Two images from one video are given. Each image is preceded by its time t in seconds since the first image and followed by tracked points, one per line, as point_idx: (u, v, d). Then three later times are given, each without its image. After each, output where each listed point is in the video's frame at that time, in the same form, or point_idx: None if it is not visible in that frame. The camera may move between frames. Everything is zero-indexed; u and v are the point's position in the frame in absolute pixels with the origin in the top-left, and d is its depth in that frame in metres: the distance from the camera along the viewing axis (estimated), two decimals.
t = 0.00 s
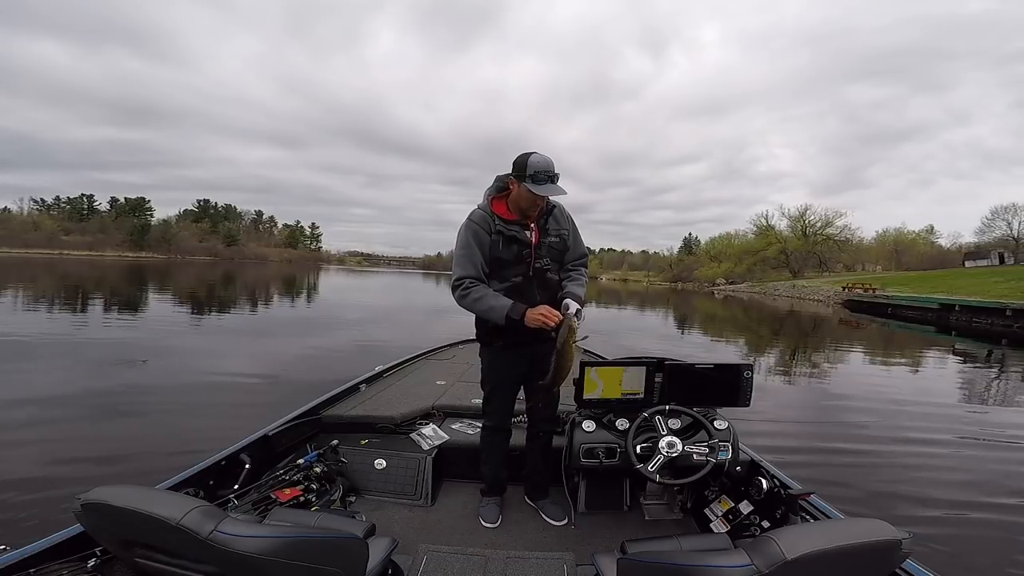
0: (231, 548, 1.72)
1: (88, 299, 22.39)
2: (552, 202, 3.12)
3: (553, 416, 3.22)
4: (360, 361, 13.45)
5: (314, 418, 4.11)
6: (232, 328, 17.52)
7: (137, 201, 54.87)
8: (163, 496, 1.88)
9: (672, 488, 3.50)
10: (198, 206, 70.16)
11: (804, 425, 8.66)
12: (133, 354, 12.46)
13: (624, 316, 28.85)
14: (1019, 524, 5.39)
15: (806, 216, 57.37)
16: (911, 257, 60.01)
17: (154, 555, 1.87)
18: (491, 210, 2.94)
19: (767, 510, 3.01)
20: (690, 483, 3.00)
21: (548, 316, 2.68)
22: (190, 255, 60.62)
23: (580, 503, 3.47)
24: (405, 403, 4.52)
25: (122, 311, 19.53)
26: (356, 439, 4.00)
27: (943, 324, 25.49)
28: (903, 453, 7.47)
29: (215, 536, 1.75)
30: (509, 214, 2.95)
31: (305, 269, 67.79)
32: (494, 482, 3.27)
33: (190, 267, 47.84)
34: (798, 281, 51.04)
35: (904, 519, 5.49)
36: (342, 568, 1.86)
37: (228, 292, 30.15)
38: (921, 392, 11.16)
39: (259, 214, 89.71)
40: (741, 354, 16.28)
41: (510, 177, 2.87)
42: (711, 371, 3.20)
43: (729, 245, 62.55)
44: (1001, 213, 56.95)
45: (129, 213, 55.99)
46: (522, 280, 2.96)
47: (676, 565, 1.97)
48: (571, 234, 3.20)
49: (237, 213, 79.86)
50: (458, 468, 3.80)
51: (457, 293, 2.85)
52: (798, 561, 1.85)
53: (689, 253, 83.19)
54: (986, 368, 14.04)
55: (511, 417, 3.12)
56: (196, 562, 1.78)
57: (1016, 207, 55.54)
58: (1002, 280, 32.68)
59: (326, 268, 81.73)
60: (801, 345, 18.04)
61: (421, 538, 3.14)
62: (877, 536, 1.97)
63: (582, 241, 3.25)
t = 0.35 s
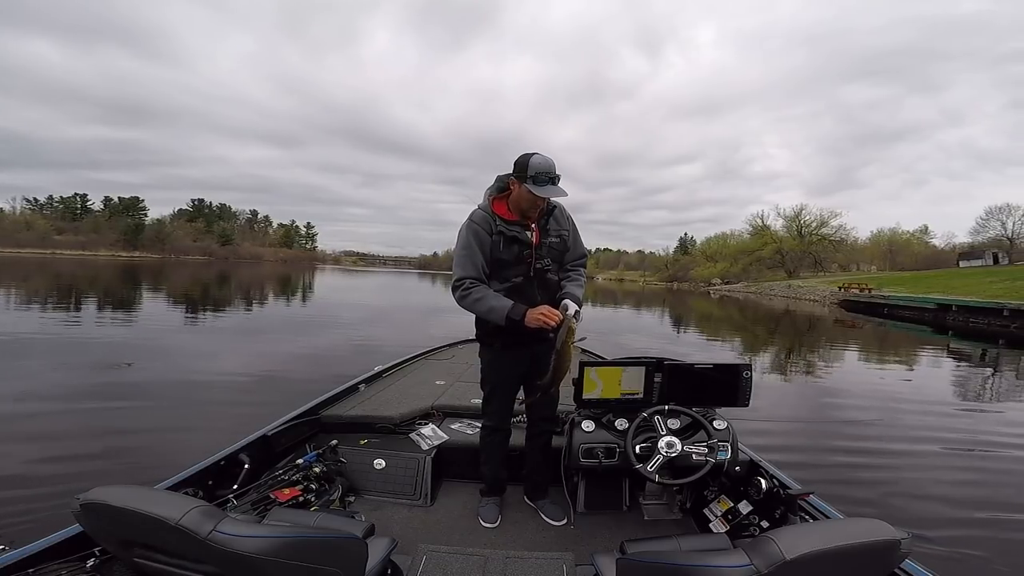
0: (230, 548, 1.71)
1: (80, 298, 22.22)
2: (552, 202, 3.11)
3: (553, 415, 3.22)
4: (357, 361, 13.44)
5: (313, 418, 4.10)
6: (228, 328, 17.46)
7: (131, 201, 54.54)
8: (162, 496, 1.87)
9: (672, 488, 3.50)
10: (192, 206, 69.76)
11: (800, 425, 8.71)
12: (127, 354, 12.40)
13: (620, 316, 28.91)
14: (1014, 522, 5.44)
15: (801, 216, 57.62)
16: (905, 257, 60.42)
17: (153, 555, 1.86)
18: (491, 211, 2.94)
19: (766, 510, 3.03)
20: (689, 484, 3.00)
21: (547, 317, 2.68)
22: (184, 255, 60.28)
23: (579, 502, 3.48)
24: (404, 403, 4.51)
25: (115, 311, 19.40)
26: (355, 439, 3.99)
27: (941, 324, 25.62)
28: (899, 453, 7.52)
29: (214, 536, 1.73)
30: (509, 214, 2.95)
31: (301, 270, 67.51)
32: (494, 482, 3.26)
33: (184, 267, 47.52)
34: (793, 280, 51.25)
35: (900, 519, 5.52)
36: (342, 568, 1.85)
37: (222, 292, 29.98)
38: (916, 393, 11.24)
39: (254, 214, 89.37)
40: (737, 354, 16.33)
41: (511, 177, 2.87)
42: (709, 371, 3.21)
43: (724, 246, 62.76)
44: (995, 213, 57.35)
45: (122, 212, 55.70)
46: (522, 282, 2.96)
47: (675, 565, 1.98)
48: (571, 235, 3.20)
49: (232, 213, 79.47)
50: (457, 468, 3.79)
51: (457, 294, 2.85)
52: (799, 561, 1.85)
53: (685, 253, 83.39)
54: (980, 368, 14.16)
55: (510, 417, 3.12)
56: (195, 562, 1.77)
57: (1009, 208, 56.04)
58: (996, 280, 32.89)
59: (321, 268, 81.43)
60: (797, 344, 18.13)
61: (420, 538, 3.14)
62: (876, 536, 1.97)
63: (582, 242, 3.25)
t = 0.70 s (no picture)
0: (229, 548, 1.69)
1: (74, 299, 22.09)
2: (550, 202, 3.10)
3: (552, 415, 3.20)
4: (354, 361, 13.41)
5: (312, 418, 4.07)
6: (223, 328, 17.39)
7: (125, 201, 54.25)
8: (160, 496, 1.84)
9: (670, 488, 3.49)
10: (187, 205, 69.35)
11: (798, 425, 8.73)
12: (123, 354, 12.33)
13: (618, 316, 28.93)
14: (1011, 522, 5.46)
15: (797, 216, 57.80)
16: (901, 256, 60.72)
17: (152, 555, 1.84)
18: (490, 212, 2.92)
19: (764, 510, 3.02)
20: (688, 483, 3.00)
21: (546, 316, 2.68)
22: (179, 255, 59.99)
23: (578, 502, 3.47)
24: (402, 403, 4.48)
25: (109, 311, 19.28)
26: (354, 439, 3.97)
27: (938, 323, 25.70)
28: (897, 452, 7.53)
29: (212, 536, 1.71)
30: (508, 215, 2.93)
31: (297, 270, 67.24)
32: (493, 482, 3.24)
33: (178, 267, 47.24)
34: (789, 280, 51.40)
35: (898, 519, 5.53)
36: (341, 568, 1.82)
37: (218, 292, 29.84)
38: (912, 392, 11.27)
39: (250, 214, 89.02)
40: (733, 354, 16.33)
41: (509, 178, 2.85)
42: (708, 371, 3.20)
43: (721, 245, 62.90)
44: (990, 213, 57.64)
45: (116, 212, 55.46)
46: (522, 282, 2.95)
47: (673, 565, 1.96)
48: (570, 235, 3.19)
49: (227, 213, 79.16)
50: (456, 468, 3.77)
51: (457, 295, 2.83)
52: (798, 560, 1.84)
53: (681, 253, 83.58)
54: (976, 368, 14.20)
55: (509, 417, 3.10)
56: (193, 562, 1.75)
57: (1004, 208, 56.35)
58: (992, 279, 33.02)
59: (317, 268, 81.21)
60: (793, 344, 18.17)
61: (419, 538, 3.12)
62: (874, 537, 1.96)
63: (581, 242, 3.24)
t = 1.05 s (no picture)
0: (228, 548, 1.66)
1: (69, 300, 21.94)
2: (551, 203, 3.08)
3: (551, 415, 3.18)
4: (351, 361, 13.36)
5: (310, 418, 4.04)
6: (220, 329, 17.30)
7: (120, 201, 53.98)
8: (159, 495, 1.81)
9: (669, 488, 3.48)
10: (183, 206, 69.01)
11: (796, 425, 8.72)
12: (118, 355, 12.25)
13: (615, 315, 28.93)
14: (1010, 522, 5.47)
15: (794, 216, 57.93)
16: (897, 255, 60.97)
17: (150, 555, 1.81)
18: (490, 211, 2.90)
19: (763, 510, 3.00)
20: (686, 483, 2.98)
21: (546, 314, 2.66)
22: (175, 255, 59.72)
23: (576, 502, 3.45)
24: (401, 403, 4.46)
25: (104, 312, 19.16)
26: (353, 439, 3.94)
27: (937, 323, 25.78)
28: (895, 452, 7.54)
29: (210, 537, 1.68)
30: (508, 215, 2.90)
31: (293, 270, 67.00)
32: (492, 482, 3.22)
33: (174, 268, 47.01)
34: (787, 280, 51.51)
35: (897, 520, 5.52)
36: (340, 569, 1.80)
37: (214, 292, 29.71)
38: (910, 391, 11.28)
39: (246, 214, 88.71)
40: (731, 354, 16.32)
41: (509, 178, 2.82)
42: (707, 371, 3.18)
43: (718, 245, 63.02)
44: (986, 213, 57.88)
45: (111, 212, 55.22)
46: (521, 282, 2.93)
47: (672, 565, 1.94)
48: (570, 235, 3.17)
49: (223, 213, 78.85)
50: (455, 468, 3.74)
51: (455, 294, 2.81)
52: (796, 560, 1.82)
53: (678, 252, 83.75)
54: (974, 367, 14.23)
55: (508, 417, 3.08)
56: (191, 562, 1.72)
57: (999, 207, 56.64)
58: (989, 279, 33.13)
59: (314, 268, 81.04)
60: (791, 344, 18.18)
61: (418, 538, 3.09)
62: (872, 536, 1.94)
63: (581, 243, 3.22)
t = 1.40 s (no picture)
0: (227, 548, 1.63)
1: (64, 300, 21.83)
2: (552, 203, 3.06)
3: (550, 414, 3.16)
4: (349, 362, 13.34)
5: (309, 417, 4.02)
6: (216, 329, 17.24)
7: (116, 202, 53.79)
8: (158, 495, 1.78)
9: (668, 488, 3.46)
10: (179, 206, 68.70)
11: (795, 424, 8.74)
12: (114, 356, 12.19)
13: (613, 315, 28.94)
14: (1008, 521, 5.47)
15: (791, 216, 58.02)
16: (894, 255, 61.12)
17: (149, 555, 1.78)
18: (492, 211, 2.88)
19: (763, 510, 2.99)
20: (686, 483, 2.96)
21: (546, 314, 2.64)
22: (171, 256, 59.53)
23: (576, 502, 3.43)
24: (400, 403, 4.43)
25: (100, 313, 19.05)
26: (352, 439, 3.91)
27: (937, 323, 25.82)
28: (894, 452, 7.55)
29: (209, 536, 1.65)
30: (510, 215, 2.88)
31: (290, 270, 66.78)
32: (491, 482, 3.20)
33: (170, 268, 46.75)
34: (784, 280, 51.58)
35: (897, 519, 5.51)
36: (339, 568, 1.77)
37: (210, 293, 29.60)
38: (908, 391, 11.29)
39: (242, 214, 88.48)
40: (729, 354, 16.29)
41: (512, 178, 2.80)
42: (706, 371, 3.16)
43: (715, 245, 63.09)
44: (983, 213, 58.05)
45: (107, 213, 55.03)
46: (522, 281, 2.91)
47: (670, 565, 1.92)
48: (571, 236, 3.15)
49: (220, 214, 78.57)
50: (453, 468, 3.72)
51: (455, 292, 2.79)
52: (795, 560, 1.80)
53: (676, 253, 83.86)
54: (972, 367, 14.25)
55: (507, 416, 3.06)
56: (190, 563, 1.69)
57: (995, 207, 56.86)
58: (987, 279, 33.20)
59: (311, 269, 80.89)
60: (790, 344, 18.20)
61: (416, 538, 3.07)
62: (871, 536, 1.92)
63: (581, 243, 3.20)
